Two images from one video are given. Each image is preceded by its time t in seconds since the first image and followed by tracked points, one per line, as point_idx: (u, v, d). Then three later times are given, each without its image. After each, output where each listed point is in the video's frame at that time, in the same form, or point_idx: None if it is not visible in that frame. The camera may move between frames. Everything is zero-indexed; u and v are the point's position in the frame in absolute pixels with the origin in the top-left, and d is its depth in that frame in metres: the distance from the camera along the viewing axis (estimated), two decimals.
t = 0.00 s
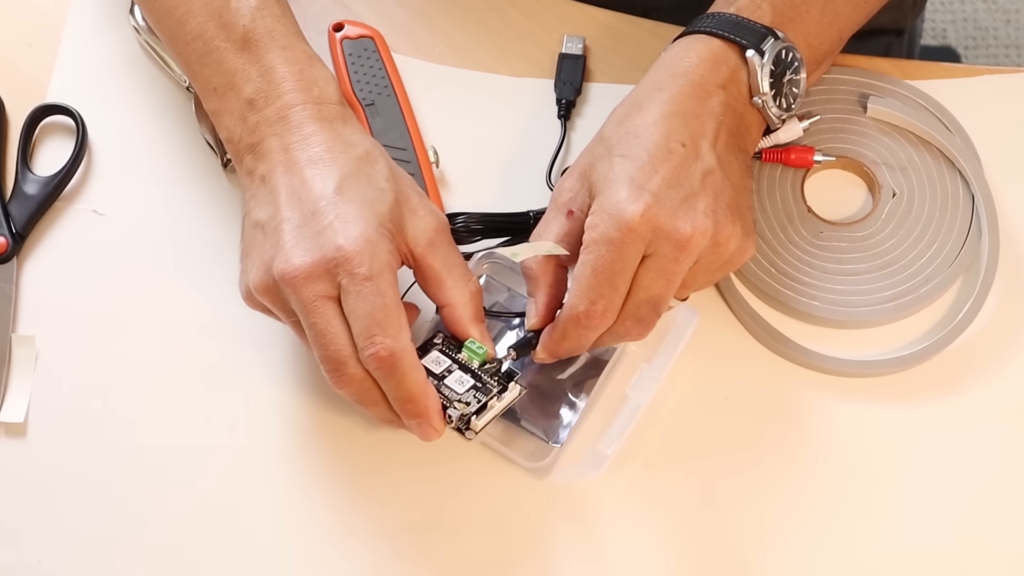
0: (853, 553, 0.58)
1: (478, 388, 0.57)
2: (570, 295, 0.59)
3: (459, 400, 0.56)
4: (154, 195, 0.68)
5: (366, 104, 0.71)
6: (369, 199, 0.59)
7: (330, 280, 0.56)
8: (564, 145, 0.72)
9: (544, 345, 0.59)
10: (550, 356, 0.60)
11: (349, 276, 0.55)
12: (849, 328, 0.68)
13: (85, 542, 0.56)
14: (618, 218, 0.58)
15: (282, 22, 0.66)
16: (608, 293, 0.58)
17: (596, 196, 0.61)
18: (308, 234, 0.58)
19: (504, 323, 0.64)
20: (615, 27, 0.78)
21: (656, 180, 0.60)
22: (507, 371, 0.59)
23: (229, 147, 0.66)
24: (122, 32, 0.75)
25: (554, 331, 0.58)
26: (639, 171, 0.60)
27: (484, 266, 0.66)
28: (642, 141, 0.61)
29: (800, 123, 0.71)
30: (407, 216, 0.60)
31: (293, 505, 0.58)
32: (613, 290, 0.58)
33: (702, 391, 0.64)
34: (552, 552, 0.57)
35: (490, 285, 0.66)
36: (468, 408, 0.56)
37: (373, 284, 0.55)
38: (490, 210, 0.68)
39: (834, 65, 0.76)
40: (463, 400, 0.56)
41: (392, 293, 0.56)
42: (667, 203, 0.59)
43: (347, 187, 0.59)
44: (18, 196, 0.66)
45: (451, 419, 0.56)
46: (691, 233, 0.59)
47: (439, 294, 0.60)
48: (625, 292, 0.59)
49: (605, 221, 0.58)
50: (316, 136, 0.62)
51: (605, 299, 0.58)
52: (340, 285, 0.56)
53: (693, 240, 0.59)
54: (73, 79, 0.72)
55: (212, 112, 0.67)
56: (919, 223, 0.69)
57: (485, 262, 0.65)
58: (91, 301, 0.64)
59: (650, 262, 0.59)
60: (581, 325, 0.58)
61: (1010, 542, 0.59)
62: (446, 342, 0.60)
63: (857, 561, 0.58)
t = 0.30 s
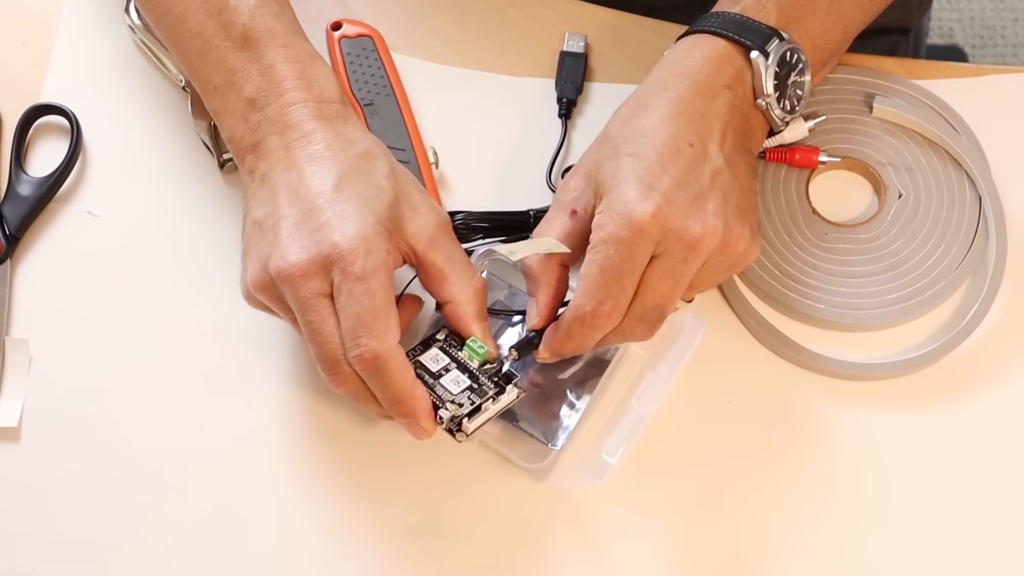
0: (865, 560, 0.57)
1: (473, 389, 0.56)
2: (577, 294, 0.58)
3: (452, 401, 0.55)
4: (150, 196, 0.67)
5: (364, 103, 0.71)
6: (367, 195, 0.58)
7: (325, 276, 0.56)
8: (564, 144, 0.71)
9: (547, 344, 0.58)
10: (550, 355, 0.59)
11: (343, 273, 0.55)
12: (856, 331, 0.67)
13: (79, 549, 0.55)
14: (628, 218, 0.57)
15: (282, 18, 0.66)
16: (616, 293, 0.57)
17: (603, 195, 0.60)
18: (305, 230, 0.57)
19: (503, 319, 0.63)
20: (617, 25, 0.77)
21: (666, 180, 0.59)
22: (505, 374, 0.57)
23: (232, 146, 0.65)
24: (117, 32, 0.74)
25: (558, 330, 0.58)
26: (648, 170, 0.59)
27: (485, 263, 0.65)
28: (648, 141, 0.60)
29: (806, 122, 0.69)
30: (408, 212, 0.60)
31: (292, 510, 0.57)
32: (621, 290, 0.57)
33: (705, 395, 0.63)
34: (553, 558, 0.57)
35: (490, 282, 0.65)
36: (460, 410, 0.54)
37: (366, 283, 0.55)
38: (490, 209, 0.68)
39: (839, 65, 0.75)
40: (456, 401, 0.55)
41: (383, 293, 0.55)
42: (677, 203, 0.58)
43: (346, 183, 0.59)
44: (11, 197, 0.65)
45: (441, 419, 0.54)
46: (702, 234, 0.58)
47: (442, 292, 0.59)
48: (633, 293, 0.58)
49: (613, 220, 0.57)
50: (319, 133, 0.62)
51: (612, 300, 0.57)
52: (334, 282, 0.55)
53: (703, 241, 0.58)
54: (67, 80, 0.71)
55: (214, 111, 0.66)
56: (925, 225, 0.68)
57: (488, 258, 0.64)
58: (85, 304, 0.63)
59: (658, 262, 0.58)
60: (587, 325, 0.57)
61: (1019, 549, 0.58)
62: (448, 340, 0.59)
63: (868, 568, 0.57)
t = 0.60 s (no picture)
0: (870, 566, 0.56)
1: (473, 404, 0.55)
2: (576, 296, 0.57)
3: (451, 417, 0.55)
4: (145, 198, 0.67)
5: (363, 103, 0.70)
6: (368, 208, 0.58)
7: (325, 293, 0.55)
8: (565, 143, 0.70)
9: (548, 349, 0.57)
10: (552, 359, 0.58)
11: (342, 291, 0.54)
12: (862, 334, 0.66)
13: (72, 556, 0.55)
14: (627, 219, 0.56)
15: (282, 23, 0.65)
16: (615, 294, 0.56)
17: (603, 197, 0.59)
18: (305, 245, 0.57)
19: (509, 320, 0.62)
20: (618, 24, 0.76)
21: (665, 180, 0.58)
22: (506, 384, 0.56)
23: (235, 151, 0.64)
24: (112, 31, 0.73)
25: (558, 334, 0.57)
26: (647, 170, 0.58)
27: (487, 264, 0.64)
28: (648, 141, 0.59)
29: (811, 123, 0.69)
30: (410, 221, 0.59)
31: (289, 516, 0.56)
32: (620, 291, 0.56)
33: (710, 399, 0.62)
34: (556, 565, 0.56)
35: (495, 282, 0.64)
36: (460, 426, 0.54)
37: (365, 302, 0.54)
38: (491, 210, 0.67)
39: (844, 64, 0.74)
40: (456, 417, 0.55)
41: (383, 312, 0.54)
42: (677, 203, 0.57)
43: (346, 196, 0.58)
44: (5, 199, 0.65)
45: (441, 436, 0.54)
46: (702, 233, 0.57)
47: (448, 300, 0.58)
48: (633, 294, 0.57)
49: (613, 220, 0.56)
50: (321, 142, 0.61)
51: (611, 301, 0.56)
52: (333, 300, 0.55)
53: (704, 240, 0.57)
54: (61, 80, 0.71)
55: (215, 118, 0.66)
56: (931, 226, 0.67)
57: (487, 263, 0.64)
58: (79, 306, 0.63)
59: (658, 263, 0.57)
60: (586, 327, 0.56)
61: None
62: (448, 348, 0.58)
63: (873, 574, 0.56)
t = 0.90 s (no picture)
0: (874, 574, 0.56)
1: (467, 412, 0.55)
2: (572, 303, 0.56)
3: (444, 424, 0.55)
4: (141, 199, 0.66)
5: (361, 103, 0.69)
6: (367, 213, 0.57)
7: (320, 300, 0.54)
8: (566, 144, 0.69)
9: (546, 356, 0.57)
10: (548, 365, 0.57)
11: (337, 300, 0.54)
12: (866, 337, 0.65)
13: (65, 563, 0.54)
14: (626, 224, 0.55)
15: (281, 15, 0.64)
16: (613, 300, 0.55)
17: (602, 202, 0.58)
18: (302, 250, 0.56)
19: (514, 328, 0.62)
20: (620, 22, 0.75)
21: (664, 185, 0.57)
22: (503, 391, 0.56)
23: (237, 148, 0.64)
24: (108, 30, 0.72)
25: (554, 340, 0.56)
26: (647, 175, 0.57)
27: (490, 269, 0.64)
28: (649, 143, 0.59)
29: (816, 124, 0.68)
30: (410, 225, 0.58)
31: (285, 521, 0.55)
32: (617, 298, 0.55)
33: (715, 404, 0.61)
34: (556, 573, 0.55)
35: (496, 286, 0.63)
36: (452, 435, 0.54)
37: (359, 314, 0.53)
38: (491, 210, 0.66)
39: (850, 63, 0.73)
40: (448, 425, 0.55)
41: (377, 323, 0.53)
42: (675, 208, 0.56)
43: (344, 201, 0.57)
44: None
45: (431, 444, 0.54)
46: (701, 240, 0.56)
47: (448, 304, 0.57)
48: (631, 301, 0.56)
49: (611, 226, 0.55)
50: (321, 140, 0.60)
51: (609, 307, 0.55)
52: (328, 308, 0.54)
53: (703, 247, 0.56)
54: (57, 79, 0.70)
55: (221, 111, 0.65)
56: (937, 228, 0.66)
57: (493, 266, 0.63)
58: (73, 309, 0.62)
59: (657, 269, 0.56)
60: (583, 334, 0.55)
61: None
62: (448, 350, 0.58)
63: None
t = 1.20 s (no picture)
0: None
1: (456, 415, 0.54)
2: (565, 308, 0.56)
3: (432, 426, 0.54)
4: (136, 200, 0.65)
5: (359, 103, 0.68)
6: (362, 213, 0.56)
7: (309, 299, 0.54)
8: (567, 145, 0.68)
9: (539, 362, 0.56)
10: (542, 372, 0.57)
11: (326, 299, 0.53)
12: (871, 340, 0.64)
13: (58, 569, 0.53)
14: (618, 229, 0.54)
15: (282, 6, 0.63)
16: (605, 305, 0.55)
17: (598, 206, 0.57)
18: (295, 246, 0.55)
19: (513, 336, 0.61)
20: (622, 21, 0.74)
21: (659, 190, 0.56)
22: (495, 396, 0.55)
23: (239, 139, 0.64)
24: (104, 29, 0.72)
25: (549, 347, 0.56)
26: (642, 179, 0.56)
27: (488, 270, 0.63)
28: (647, 145, 0.58)
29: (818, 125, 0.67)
30: (407, 225, 0.57)
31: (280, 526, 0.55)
32: (610, 303, 0.55)
33: (722, 407, 0.60)
34: None
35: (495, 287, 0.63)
36: (439, 437, 0.53)
37: (347, 314, 0.53)
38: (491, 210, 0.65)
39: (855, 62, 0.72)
40: (436, 427, 0.54)
41: (365, 325, 0.53)
42: (670, 213, 0.55)
43: (341, 198, 0.56)
44: None
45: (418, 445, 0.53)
46: (695, 245, 0.55)
47: (444, 306, 0.56)
48: (625, 306, 0.56)
49: (604, 231, 0.55)
50: (322, 133, 0.60)
51: (601, 312, 0.55)
52: (317, 307, 0.54)
53: (697, 252, 0.55)
54: (53, 79, 0.69)
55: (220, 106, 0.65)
56: (944, 229, 0.65)
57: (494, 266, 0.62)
58: (67, 311, 0.61)
59: (651, 274, 0.55)
60: (575, 339, 0.55)
61: None
62: (442, 351, 0.57)
63: None
